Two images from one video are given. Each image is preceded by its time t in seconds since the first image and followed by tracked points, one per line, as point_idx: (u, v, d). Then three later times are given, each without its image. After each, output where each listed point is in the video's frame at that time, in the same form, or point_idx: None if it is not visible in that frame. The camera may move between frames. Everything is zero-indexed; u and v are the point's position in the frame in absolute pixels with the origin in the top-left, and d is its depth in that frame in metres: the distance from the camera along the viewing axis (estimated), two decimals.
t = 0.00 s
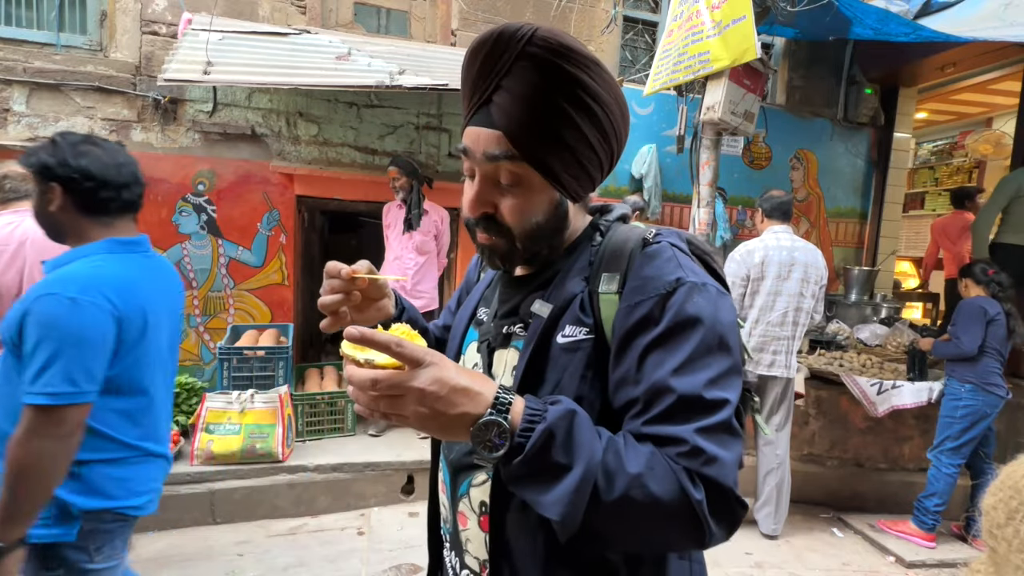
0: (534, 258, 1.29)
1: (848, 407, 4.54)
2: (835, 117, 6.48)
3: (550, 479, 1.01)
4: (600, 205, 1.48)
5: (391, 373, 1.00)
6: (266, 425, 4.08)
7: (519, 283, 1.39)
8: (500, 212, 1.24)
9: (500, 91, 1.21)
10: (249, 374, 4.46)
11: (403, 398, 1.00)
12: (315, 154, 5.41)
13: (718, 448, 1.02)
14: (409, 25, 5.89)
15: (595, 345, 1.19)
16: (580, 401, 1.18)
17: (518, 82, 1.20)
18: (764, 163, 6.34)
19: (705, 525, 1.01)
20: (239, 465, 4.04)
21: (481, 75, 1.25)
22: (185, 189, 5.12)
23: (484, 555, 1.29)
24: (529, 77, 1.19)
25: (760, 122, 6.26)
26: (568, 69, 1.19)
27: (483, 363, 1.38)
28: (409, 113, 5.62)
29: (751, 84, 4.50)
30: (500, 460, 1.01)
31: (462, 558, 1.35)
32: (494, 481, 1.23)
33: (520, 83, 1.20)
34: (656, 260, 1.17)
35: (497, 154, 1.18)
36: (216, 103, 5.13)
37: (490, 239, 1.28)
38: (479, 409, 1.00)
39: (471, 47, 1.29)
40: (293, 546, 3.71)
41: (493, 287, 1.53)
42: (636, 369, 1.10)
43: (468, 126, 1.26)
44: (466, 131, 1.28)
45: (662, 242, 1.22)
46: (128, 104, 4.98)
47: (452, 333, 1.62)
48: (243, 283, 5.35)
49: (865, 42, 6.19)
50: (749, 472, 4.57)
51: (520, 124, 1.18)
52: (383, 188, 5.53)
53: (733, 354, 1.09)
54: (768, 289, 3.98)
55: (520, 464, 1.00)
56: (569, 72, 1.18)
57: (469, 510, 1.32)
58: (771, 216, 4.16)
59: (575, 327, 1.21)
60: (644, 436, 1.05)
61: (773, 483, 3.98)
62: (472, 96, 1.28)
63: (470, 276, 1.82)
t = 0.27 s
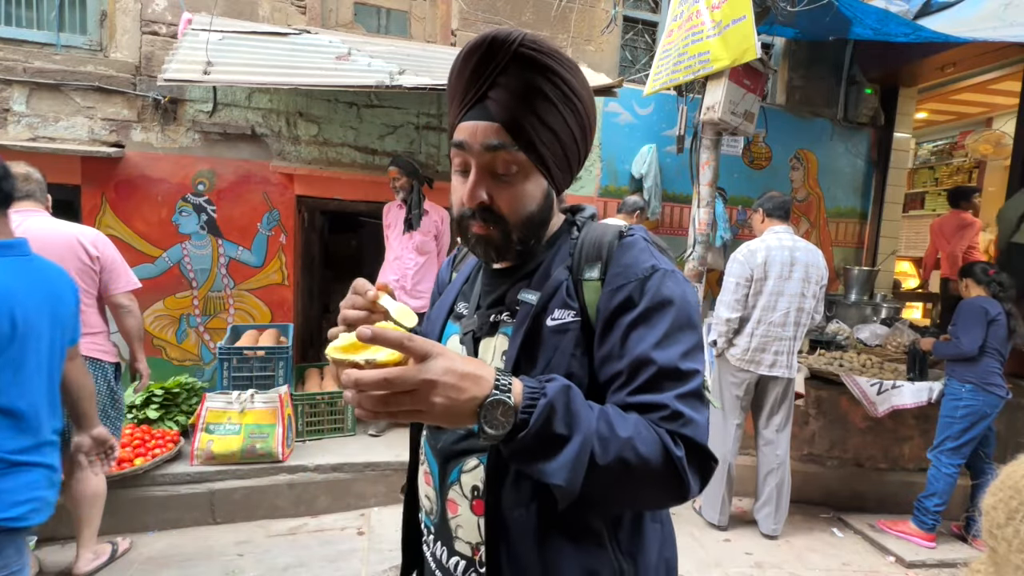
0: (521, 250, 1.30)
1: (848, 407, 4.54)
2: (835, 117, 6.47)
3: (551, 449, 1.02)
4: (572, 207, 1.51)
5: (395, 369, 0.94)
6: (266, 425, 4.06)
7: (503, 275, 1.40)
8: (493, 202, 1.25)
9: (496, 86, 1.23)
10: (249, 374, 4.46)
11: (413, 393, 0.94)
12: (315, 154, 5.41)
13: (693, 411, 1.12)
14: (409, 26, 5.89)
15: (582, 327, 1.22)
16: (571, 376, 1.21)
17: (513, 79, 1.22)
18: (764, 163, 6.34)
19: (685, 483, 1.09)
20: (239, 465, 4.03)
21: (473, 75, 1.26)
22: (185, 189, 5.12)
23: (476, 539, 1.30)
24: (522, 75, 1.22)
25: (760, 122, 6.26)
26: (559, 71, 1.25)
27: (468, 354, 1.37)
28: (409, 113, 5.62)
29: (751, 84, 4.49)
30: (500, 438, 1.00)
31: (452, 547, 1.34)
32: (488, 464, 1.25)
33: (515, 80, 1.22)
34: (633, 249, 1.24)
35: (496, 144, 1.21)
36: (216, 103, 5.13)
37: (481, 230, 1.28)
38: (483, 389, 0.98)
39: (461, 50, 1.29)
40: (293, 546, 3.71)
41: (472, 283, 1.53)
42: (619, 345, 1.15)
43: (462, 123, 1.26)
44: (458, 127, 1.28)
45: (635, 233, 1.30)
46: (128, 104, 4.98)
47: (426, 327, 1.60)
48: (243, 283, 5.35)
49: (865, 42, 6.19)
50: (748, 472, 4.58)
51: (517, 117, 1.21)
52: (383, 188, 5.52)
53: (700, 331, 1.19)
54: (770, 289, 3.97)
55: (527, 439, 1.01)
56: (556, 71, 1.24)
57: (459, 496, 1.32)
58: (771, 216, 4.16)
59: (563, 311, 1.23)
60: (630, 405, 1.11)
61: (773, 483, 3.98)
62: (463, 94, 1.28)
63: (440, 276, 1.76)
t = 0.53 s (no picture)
0: (512, 248, 1.30)
1: (848, 407, 4.53)
2: (835, 118, 6.48)
3: (544, 431, 1.04)
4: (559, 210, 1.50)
5: (409, 356, 0.93)
6: (266, 425, 4.06)
7: (495, 273, 1.40)
8: (489, 198, 1.25)
9: (492, 88, 1.24)
10: (249, 374, 4.46)
11: (427, 379, 0.94)
12: (315, 154, 5.41)
13: (671, 399, 1.17)
14: (409, 26, 5.88)
15: (574, 322, 1.25)
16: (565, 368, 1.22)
17: (510, 83, 1.23)
18: (764, 163, 6.34)
19: (664, 466, 1.14)
20: (239, 465, 4.02)
21: (470, 78, 1.26)
22: (185, 189, 5.12)
23: (472, 530, 1.31)
24: (518, 79, 1.24)
25: (760, 122, 6.26)
26: (551, 76, 1.28)
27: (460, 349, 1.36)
28: (409, 113, 5.62)
29: (751, 84, 4.49)
30: (496, 421, 1.01)
31: (446, 539, 1.34)
32: (485, 456, 1.26)
33: (512, 84, 1.24)
34: (618, 249, 1.29)
35: (494, 143, 1.22)
36: (216, 103, 5.13)
37: (476, 226, 1.27)
38: (486, 375, 0.99)
39: (459, 54, 1.30)
40: (293, 546, 3.71)
41: (460, 279, 1.53)
42: (605, 337, 1.20)
43: (459, 123, 1.27)
44: (455, 127, 1.28)
45: (619, 234, 1.35)
46: (128, 104, 4.98)
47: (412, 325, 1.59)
48: (243, 283, 5.34)
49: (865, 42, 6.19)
50: (747, 471, 4.58)
51: (514, 119, 1.23)
52: (383, 188, 5.52)
53: (676, 326, 1.25)
54: (772, 290, 3.96)
55: (523, 422, 1.02)
56: (549, 77, 1.27)
57: (455, 489, 1.32)
58: (771, 216, 4.16)
59: (557, 305, 1.24)
60: (614, 392, 1.15)
61: (773, 483, 3.98)
62: (460, 97, 1.28)
63: (422, 275, 1.76)
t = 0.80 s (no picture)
0: (511, 244, 1.30)
1: (848, 407, 4.54)
2: (835, 117, 6.48)
3: (547, 421, 1.03)
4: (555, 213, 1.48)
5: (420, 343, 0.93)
6: (266, 425, 4.07)
7: (494, 272, 1.41)
8: (490, 194, 1.25)
9: (496, 87, 1.24)
10: (249, 374, 4.46)
11: (439, 366, 0.94)
12: (315, 154, 5.41)
13: (667, 394, 1.19)
14: (409, 25, 5.88)
15: (573, 321, 1.26)
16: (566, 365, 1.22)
17: (513, 82, 1.24)
18: (764, 163, 6.34)
19: (659, 459, 1.16)
20: (239, 465, 4.03)
21: (475, 77, 1.27)
22: (185, 189, 5.12)
23: (470, 527, 1.31)
24: (522, 79, 1.24)
25: (760, 122, 6.26)
26: (554, 78, 1.29)
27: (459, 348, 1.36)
28: (409, 113, 5.62)
29: (751, 84, 4.49)
30: (502, 412, 1.01)
31: (443, 537, 1.34)
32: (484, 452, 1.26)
33: (517, 84, 1.24)
34: (615, 250, 1.31)
35: (497, 140, 1.22)
36: (216, 103, 5.14)
37: (476, 220, 1.27)
38: (495, 365, 0.99)
39: (465, 53, 1.30)
40: (293, 546, 3.71)
41: (455, 279, 1.53)
42: (603, 335, 1.21)
43: (463, 119, 1.27)
44: (458, 123, 1.28)
45: (614, 236, 1.37)
46: (128, 104, 4.98)
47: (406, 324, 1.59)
48: (243, 283, 5.35)
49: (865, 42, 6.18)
50: (747, 471, 4.58)
51: (518, 118, 1.23)
52: (383, 188, 5.52)
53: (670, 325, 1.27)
54: (772, 290, 3.96)
55: (529, 412, 1.01)
56: (553, 78, 1.28)
57: (453, 486, 1.32)
58: (770, 216, 4.16)
59: (557, 304, 1.25)
60: (613, 388, 1.16)
61: (773, 483, 3.98)
62: (464, 94, 1.28)
63: (414, 274, 1.75)
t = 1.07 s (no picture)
0: (507, 241, 1.30)
1: (848, 407, 4.54)
2: (835, 118, 6.48)
3: (550, 420, 1.03)
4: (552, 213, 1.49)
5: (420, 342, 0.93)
6: (265, 425, 4.07)
7: (493, 271, 1.41)
8: (487, 190, 1.25)
9: (495, 85, 1.25)
10: (249, 374, 4.46)
11: (439, 365, 0.94)
12: (315, 154, 5.41)
13: (668, 393, 1.20)
14: (409, 25, 5.88)
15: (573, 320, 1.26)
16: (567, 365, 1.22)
17: (512, 81, 1.24)
18: (764, 163, 6.34)
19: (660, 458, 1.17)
20: (239, 465, 4.02)
21: (473, 75, 1.27)
22: (185, 189, 5.12)
23: (471, 528, 1.32)
24: (521, 78, 1.24)
25: (760, 122, 6.26)
26: (553, 79, 1.29)
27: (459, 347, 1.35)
28: (409, 113, 5.62)
29: (751, 84, 4.49)
30: (505, 411, 1.01)
31: (443, 538, 1.34)
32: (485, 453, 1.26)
33: (515, 83, 1.24)
34: (615, 250, 1.32)
35: (494, 137, 1.22)
36: (216, 103, 5.13)
37: (474, 217, 1.27)
38: (496, 366, 0.99)
39: (464, 53, 1.30)
40: (293, 546, 3.71)
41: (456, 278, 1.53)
42: (604, 334, 1.21)
43: (461, 116, 1.27)
44: (456, 121, 1.28)
45: (614, 235, 1.38)
46: (128, 104, 4.98)
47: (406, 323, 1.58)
48: (243, 283, 5.34)
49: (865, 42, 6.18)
50: (747, 471, 4.59)
51: (516, 116, 1.23)
52: (383, 188, 5.52)
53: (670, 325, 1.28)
54: (772, 290, 3.96)
55: (531, 411, 1.01)
56: (552, 79, 1.28)
57: (453, 487, 1.33)
58: (770, 216, 4.17)
59: (558, 303, 1.24)
60: (615, 387, 1.16)
61: (773, 483, 3.98)
62: (463, 92, 1.28)
63: (413, 274, 1.75)
